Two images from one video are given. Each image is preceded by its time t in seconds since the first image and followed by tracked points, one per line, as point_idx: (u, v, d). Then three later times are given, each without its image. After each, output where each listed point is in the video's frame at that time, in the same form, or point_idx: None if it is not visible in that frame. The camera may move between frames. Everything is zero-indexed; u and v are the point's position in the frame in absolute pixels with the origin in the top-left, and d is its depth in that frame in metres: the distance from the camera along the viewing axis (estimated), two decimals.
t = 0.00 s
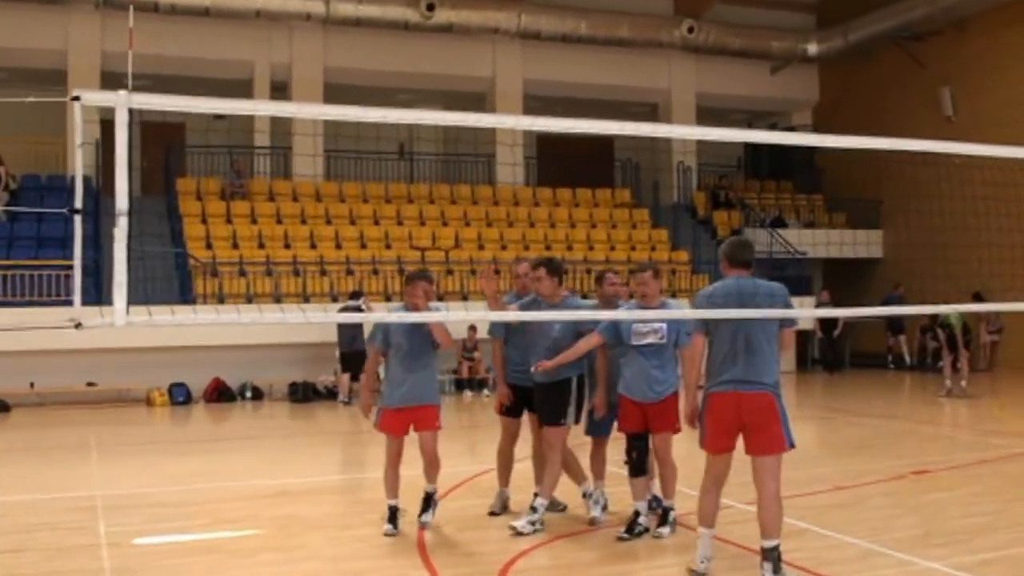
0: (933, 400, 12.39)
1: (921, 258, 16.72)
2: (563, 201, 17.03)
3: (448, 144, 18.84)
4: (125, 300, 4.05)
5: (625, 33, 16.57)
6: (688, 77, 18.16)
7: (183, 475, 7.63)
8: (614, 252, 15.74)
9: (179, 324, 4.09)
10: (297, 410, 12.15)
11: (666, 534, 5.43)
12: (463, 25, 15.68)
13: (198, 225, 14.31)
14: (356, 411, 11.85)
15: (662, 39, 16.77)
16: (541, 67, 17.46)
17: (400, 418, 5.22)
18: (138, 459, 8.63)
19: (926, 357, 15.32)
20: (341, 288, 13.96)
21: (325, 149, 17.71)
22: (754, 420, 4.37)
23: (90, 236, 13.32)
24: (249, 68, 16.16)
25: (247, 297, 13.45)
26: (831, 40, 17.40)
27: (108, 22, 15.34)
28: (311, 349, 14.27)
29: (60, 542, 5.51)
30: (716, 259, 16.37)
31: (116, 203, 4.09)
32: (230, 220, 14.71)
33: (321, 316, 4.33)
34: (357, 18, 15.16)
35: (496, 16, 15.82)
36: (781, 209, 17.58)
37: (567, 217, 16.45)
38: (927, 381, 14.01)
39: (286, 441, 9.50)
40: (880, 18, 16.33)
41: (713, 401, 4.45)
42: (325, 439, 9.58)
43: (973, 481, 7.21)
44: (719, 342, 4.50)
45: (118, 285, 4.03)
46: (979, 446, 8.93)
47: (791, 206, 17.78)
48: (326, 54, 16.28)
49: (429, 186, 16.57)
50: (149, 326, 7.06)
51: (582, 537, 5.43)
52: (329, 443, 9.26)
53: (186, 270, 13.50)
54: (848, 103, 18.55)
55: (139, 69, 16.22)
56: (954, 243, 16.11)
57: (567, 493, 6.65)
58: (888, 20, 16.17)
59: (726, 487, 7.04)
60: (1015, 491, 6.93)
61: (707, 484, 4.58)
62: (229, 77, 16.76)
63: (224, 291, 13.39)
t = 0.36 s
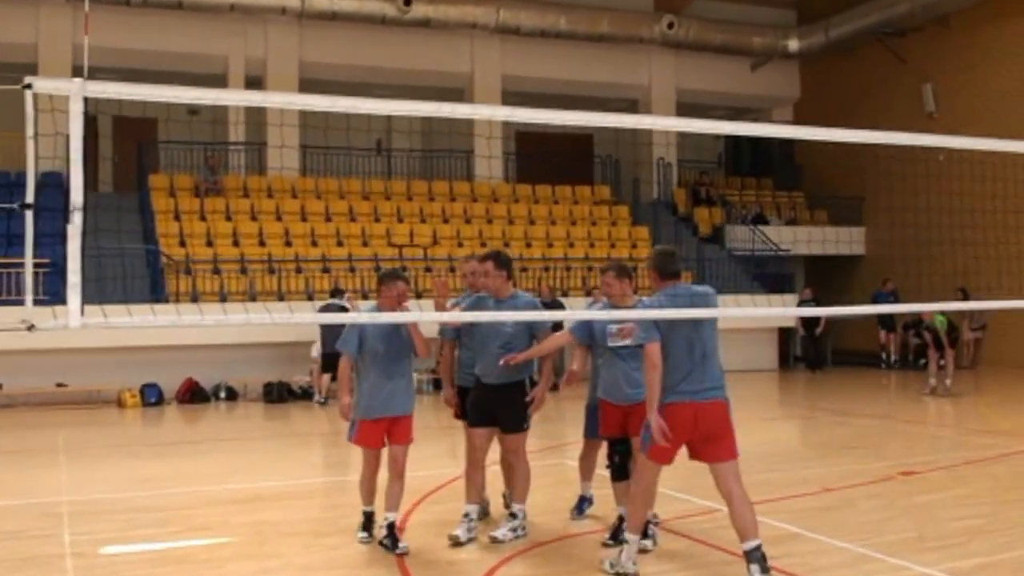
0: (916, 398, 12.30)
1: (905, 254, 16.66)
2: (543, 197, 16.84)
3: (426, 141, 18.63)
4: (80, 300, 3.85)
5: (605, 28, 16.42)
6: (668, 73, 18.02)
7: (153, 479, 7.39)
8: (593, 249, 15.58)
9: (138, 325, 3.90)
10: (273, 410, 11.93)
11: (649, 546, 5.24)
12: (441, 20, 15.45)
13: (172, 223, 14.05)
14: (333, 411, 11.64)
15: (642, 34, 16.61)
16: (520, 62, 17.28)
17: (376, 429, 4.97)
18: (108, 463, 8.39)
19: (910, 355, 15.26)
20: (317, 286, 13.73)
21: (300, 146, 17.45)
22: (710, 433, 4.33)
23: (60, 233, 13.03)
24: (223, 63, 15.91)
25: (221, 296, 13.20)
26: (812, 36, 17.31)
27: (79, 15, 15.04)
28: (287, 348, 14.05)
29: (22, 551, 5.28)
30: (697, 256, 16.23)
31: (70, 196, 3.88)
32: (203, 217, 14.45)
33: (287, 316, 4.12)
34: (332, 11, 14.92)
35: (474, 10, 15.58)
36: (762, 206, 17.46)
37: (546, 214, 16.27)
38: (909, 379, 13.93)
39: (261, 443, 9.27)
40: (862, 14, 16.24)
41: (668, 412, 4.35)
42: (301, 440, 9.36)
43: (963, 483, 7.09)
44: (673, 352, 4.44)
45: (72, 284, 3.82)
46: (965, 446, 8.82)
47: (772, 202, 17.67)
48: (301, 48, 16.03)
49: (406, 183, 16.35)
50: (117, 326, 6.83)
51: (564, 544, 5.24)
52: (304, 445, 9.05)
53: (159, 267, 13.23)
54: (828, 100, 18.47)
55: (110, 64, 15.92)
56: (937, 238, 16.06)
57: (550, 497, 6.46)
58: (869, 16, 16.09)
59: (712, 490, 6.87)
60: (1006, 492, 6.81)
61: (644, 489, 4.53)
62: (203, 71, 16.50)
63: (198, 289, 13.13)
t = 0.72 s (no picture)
0: (899, 397, 12.20)
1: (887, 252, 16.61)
2: (521, 194, 16.64)
3: (402, 138, 18.40)
4: (38, 298, 3.63)
5: (584, 24, 16.24)
6: (648, 69, 17.87)
7: (122, 484, 7.15)
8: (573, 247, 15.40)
9: (102, 324, 3.69)
10: (247, 412, 11.68)
11: (636, 554, 5.06)
12: (419, 15, 15.22)
13: (144, 221, 13.77)
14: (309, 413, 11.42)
15: (622, 30, 16.43)
16: (498, 58, 17.07)
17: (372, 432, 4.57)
18: (75, 467, 8.14)
19: (892, 354, 15.16)
20: (292, 285, 13.48)
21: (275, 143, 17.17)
22: (673, 414, 4.34)
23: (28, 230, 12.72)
24: (196, 57, 15.62)
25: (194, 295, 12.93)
26: (792, 32, 17.19)
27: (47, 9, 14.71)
28: (262, 348, 13.81)
29: None
30: (677, 254, 16.07)
31: (29, 188, 3.67)
32: (176, 215, 14.19)
33: (259, 315, 3.90)
34: (308, 6, 14.67)
35: (452, 5, 15.38)
36: (742, 203, 17.32)
37: (525, 213, 16.07)
38: (891, 378, 13.84)
39: (234, 446, 9.04)
40: (843, 10, 16.13)
41: (633, 402, 4.29)
42: (275, 443, 9.14)
43: (954, 485, 6.94)
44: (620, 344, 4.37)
45: (31, 281, 3.60)
46: (953, 446, 8.70)
47: (753, 200, 17.58)
48: (276, 42, 15.76)
49: (383, 180, 16.12)
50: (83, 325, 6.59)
51: (549, 551, 5.05)
52: (279, 448, 8.83)
53: (130, 266, 12.95)
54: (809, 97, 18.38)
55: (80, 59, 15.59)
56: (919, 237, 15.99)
57: (532, 502, 6.26)
58: (850, 13, 15.97)
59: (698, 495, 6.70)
60: (999, 494, 6.66)
61: (615, 494, 4.34)
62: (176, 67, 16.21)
63: (170, 288, 12.87)
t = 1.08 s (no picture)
0: (884, 395, 12.08)
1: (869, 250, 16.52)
2: (500, 191, 16.45)
3: (379, 135, 18.18)
4: None
5: (562, 19, 16.03)
6: (628, 65, 17.70)
7: (89, 490, 6.91)
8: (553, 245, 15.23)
9: (49, 322, 3.47)
10: (221, 413, 11.44)
11: (621, 563, 4.86)
12: (395, 9, 14.98)
13: (115, 219, 13.50)
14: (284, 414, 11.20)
15: (601, 25, 16.26)
16: (477, 54, 16.87)
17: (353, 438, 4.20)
18: (41, 472, 7.89)
19: (874, 352, 15.05)
20: (267, 284, 13.23)
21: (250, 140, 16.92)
22: (653, 413, 4.16)
23: None
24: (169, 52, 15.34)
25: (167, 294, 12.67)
26: (772, 28, 17.06)
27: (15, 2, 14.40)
28: (236, 348, 13.56)
29: None
30: (658, 252, 15.92)
31: None
32: (149, 213, 13.92)
33: (219, 315, 3.68)
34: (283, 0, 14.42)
35: None
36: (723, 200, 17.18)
37: (505, 210, 15.87)
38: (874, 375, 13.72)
39: (207, 449, 8.81)
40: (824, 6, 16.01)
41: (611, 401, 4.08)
42: (248, 446, 8.92)
43: (945, 486, 6.78)
44: (595, 339, 4.15)
45: None
46: (940, 445, 8.55)
47: (734, 198, 17.47)
48: (251, 37, 15.49)
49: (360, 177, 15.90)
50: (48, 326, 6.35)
51: (530, 559, 4.85)
52: (253, 451, 8.60)
53: (101, 265, 12.68)
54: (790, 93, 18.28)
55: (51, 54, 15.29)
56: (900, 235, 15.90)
57: (514, 508, 6.05)
58: (830, 8, 15.84)
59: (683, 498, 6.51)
60: (992, 496, 6.50)
61: (599, 498, 4.13)
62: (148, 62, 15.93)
63: (142, 287, 12.61)
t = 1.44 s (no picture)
0: (866, 393, 12.00)
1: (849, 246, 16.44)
2: (478, 188, 16.28)
3: (355, 131, 17.99)
4: None
5: (541, 13, 15.86)
6: (607, 58, 17.57)
7: (56, 496, 6.71)
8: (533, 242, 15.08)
9: None
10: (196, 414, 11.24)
11: (604, 571, 4.71)
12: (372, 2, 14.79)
13: (88, 216, 13.27)
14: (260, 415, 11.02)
15: (580, 20, 16.12)
16: (455, 48, 16.70)
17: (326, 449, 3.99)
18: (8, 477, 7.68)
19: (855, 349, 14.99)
20: (242, 282, 13.02)
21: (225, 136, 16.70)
22: (629, 417, 4.01)
23: None
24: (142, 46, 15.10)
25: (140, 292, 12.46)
26: (752, 23, 16.97)
27: None
28: (211, 347, 13.36)
29: None
30: (637, 249, 15.81)
31: None
32: (122, 210, 13.70)
33: (176, 315, 3.42)
34: None
35: None
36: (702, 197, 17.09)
37: (484, 207, 15.71)
38: (856, 373, 13.64)
39: (181, 452, 8.62)
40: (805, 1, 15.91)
41: (587, 405, 3.92)
42: (222, 448, 8.73)
43: (933, 488, 6.66)
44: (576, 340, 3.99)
45: None
46: (924, 444, 8.45)
47: (714, 195, 17.38)
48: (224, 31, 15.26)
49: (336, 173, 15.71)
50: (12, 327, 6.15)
51: (511, 569, 4.69)
52: (227, 453, 8.41)
53: (73, 263, 12.45)
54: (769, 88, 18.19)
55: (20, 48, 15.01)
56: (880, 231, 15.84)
57: (494, 512, 5.89)
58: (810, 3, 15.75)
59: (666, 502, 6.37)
60: (980, 498, 6.39)
61: (575, 504, 3.97)
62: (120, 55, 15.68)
63: (114, 286, 12.39)
